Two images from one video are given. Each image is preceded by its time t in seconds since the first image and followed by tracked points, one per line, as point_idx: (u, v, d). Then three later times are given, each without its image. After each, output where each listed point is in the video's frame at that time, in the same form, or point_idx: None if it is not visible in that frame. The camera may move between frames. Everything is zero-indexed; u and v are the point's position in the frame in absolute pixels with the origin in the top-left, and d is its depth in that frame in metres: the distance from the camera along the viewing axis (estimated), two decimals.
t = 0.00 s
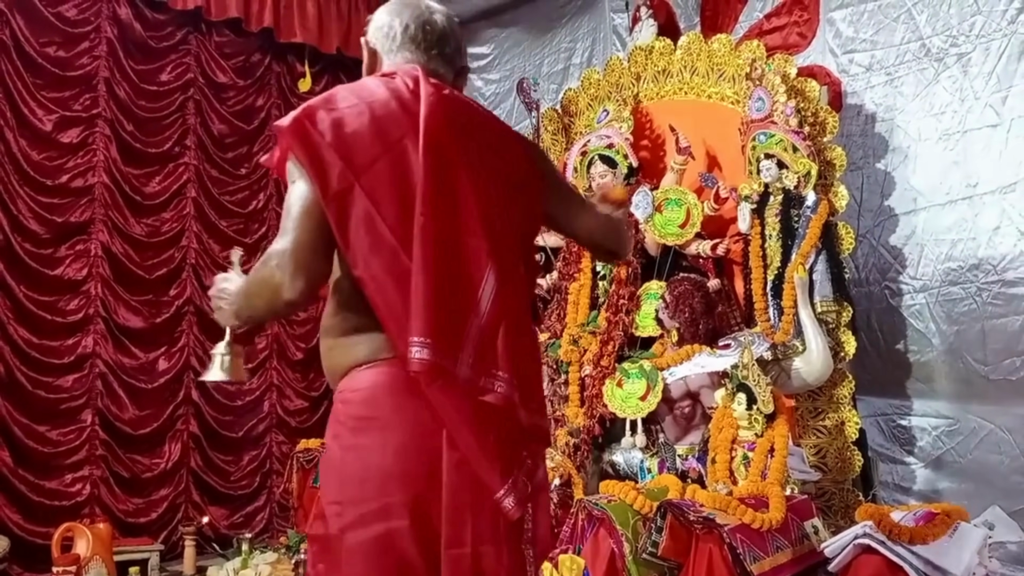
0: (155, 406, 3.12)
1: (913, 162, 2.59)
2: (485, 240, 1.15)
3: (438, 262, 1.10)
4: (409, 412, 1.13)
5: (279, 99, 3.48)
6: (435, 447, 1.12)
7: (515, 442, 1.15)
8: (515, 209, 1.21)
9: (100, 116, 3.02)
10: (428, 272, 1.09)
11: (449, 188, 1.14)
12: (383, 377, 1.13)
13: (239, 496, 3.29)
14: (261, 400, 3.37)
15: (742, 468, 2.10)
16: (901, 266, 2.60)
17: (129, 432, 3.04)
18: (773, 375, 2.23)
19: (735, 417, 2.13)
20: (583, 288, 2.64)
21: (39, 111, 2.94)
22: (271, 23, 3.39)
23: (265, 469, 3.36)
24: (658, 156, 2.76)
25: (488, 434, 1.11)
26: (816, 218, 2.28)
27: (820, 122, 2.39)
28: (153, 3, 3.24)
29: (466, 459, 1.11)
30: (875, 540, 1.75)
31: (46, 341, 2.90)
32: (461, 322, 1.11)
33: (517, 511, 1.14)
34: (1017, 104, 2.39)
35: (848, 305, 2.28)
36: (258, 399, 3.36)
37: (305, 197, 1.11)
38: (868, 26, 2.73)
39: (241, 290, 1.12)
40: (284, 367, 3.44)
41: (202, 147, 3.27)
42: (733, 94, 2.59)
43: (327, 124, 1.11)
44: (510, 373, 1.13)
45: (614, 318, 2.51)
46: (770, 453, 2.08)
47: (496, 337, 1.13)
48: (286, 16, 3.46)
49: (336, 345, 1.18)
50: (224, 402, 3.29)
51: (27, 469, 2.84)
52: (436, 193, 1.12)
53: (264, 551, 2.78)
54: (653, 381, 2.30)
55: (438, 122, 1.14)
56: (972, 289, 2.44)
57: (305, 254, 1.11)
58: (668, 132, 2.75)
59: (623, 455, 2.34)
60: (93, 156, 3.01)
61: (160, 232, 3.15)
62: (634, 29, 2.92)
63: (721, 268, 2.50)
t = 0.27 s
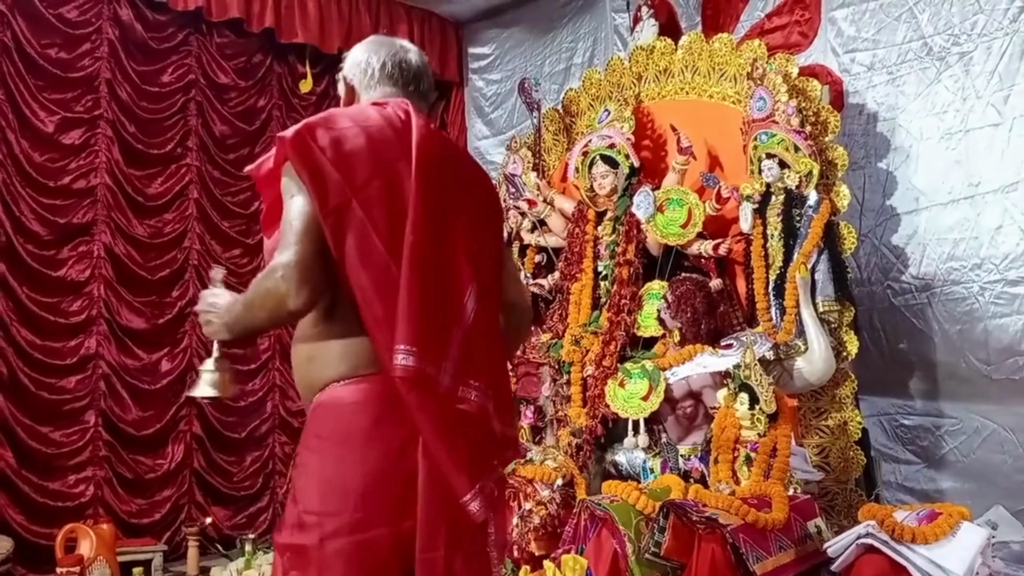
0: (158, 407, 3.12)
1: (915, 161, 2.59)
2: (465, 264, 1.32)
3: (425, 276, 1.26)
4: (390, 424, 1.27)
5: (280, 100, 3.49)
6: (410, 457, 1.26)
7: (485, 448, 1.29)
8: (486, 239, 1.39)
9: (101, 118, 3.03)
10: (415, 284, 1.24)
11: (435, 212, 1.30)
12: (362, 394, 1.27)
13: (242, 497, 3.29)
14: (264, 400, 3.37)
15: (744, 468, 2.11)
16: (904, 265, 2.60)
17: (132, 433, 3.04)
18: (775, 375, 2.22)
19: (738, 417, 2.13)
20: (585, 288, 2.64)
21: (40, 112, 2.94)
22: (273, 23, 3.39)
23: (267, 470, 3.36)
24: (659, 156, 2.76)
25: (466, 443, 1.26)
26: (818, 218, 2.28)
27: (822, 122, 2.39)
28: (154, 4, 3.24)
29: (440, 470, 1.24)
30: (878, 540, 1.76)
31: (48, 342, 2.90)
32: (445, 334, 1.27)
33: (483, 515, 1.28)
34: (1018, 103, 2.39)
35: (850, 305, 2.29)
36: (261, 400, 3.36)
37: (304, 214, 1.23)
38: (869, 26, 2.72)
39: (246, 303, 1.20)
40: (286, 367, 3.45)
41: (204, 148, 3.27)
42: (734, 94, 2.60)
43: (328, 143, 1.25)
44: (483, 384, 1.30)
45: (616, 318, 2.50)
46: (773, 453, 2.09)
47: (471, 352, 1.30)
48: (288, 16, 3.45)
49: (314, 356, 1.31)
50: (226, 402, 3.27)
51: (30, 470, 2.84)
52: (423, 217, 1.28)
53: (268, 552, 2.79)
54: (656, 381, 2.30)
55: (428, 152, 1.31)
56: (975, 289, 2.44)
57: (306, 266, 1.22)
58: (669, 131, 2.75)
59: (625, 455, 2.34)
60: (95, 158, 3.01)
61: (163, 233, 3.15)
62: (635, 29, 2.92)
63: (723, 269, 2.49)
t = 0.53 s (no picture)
0: (159, 411, 3.11)
1: (915, 165, 2.59)
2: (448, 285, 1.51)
3: (415, 292, 1.44)
4: (359, 428, 1.46)
5: (282, 105, 3.50)
6: (377, 457, 1.47)
7: (450, 453, 1.51)
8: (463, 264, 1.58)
9: (103, 122, 3.04)
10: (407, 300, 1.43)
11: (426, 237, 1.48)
12: (328, 396, 1.45)
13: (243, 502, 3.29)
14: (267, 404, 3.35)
15: (745, 472, 2.12)
16: (904, 269, 2.60)
17: (133, 438, 3.04)
18: (776, 379, 2.20)
19: (738, 421, 2.12)
20: (586, 292, 2.64)
21: (43, 116, 2.95)
22: (275, 27, 3.38)
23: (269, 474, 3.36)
24: (661, 160, 2.76)
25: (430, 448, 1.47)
26: (819, 222, 2.28)
27: (823, 125, 2.38)
28: (157, 8, 3.24)
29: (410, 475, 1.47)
30: (879, 545, 1.77)
31: (50, 346, 2.91)
32: (427, 347, 1.45)
33: (432, 511, 1.48)
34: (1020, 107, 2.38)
35: (851, 310, 2.28)
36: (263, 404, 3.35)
37: (304, 225, 1.39)
38: (870, 29, 2.73)
39: (234, 306, 1.33)
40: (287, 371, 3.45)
41: (206, 152, 3.27)
42: (734, 98, 2.60)
43: (329, 161, 1.42)
44: (459, 396, 1.48)
45: (616, 322, 2.50)
46: (775, 457, 2.11)
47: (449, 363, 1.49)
48: (290, 21, 3.45)
49: (287, 356, 1.48)
50: (228, 407, 3.26)
51: (31, 474, 2.85)
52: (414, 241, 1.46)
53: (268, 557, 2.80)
54: (657, 385, 2.30)
55: (422, 181, 1.50)
56: (976, 293, 2.44)
57: (308, 274, 1.38)
58: (670, 136, 2.75)
59: (626, 460, 2.33)
60: (97, 162, 3.02)
61: (165, 238, 3.15)
62: (637, 33, 2.92)
63: (724, 273, 2.50)
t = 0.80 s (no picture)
0: (159, 413, 3.11)
1: (916, 168, 2.59)
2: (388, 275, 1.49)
3: (350, 283, 1.41)
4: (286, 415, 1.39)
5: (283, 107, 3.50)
6: (298, 442, 1.39)
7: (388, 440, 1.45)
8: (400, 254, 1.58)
9: (105, 124, 3.04)
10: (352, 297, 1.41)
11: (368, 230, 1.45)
12: (254, 382, 1.38)
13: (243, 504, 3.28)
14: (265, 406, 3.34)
15: (745, 474, 2.12)
16: (905, 271, 2.60)
17: (133, 439, 3.03)
18: (776, 381, 2.20)
19: (738, 423, 2.14)
20: (587, 294, 2.64)
21: (45, 118, 2.95)
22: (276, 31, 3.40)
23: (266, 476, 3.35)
24: (661, 162, 2.77)
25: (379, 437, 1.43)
26: (819, 224, 2.28)
27: (823, 128, 2.39)
28: (159, 10, 3.24)
29: (342, 465, 1.40)
30: (878, 546, 1.77)
31: (51, 347, 2.90)
32: (369, 338, 1.43)
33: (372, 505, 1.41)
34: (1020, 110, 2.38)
35: (851, 311, 2.27)
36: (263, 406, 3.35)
37: (240, 217, 1.34)
38: (871, 32, 2.73)
39: (167, 288, 1.29)
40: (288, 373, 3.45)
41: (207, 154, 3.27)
42: (735, 101, 2.61)
43: (254, 148, 1.37)
44: (402, 382, 1.49)
45: (616, 324, 2.50)
46: (774, 458, 2.11)
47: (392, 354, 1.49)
48: (292, 25, 3.49)
49: (215, 346, 1.40)
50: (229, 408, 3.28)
51: (32, 475, 2.85)
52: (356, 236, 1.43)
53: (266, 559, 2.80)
54: (657, 387, 2.28)
55: (359, 171, 1.46)
56: (976, 295, 2.44)
57: (247, 257, 1.34)
58: (670, 138, 2.75)
59: (626, 461, 2.32)
60: (99, 164, 3.03)
61: (166, 239, 3.15)
62: (637, 35, 2.93)
63: (724, 275, 2.51)
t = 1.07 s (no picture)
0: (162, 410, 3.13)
1: (918, 165, 2.59)
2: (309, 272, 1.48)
3: (260, 284, 1.39)
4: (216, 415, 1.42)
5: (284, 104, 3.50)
6: (227, 440, 1.41)
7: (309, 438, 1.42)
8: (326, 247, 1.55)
9: (106, 121, 3.03)
10: (257, 293, 1.38)
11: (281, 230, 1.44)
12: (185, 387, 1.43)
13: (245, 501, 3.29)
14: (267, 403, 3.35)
15: (747, 472, 2.14)
16: (907, 268, 2.60)
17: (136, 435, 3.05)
18: (778, 378, 2.21)
19: (740, 420, 2.14)
20: (588, 291, 2.64)
21: (46, 116, 2.94)
22: (277, 28, 3.39)
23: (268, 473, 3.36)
24: (663, 160, 2.77)
25: (307, 431, 1.41)
26: (822, 221, 2.28)
27: (826, 125, 2.38)
28: (160, 7, 3.23)
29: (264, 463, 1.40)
30: (880, 544, 1.76)
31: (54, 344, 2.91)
32: (282, 337, 1.39)
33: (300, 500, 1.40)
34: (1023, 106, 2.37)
35: (853, 308, 2.28)
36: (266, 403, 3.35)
37: (136, 240, 1.39)
38: (873, 29, 2.72)
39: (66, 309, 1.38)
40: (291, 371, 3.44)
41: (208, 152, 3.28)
42: (737, 97, 2.60)
43: (160, 168, 1.39)
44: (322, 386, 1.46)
45: (618, 321, 2.50)
46: (776, 456, 2.12)
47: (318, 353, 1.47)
48: (293, 22, 3.46)
49: (159, 351, 1.47)
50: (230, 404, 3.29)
51: (35, 473, 2.86)
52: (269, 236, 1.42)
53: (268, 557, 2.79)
54: (659, 383, 2.27)
55: (269, 173, 1.45)
56: (979, 292, 2.43)
57: (130, 282, 1.39)
58: (672, 135, 2.75)
59: (628, 458, 2.31)
60: (101, 161, 3.02)
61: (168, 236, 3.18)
62: (639, 32, 2.92)
63: (727, 272, 2.51)
